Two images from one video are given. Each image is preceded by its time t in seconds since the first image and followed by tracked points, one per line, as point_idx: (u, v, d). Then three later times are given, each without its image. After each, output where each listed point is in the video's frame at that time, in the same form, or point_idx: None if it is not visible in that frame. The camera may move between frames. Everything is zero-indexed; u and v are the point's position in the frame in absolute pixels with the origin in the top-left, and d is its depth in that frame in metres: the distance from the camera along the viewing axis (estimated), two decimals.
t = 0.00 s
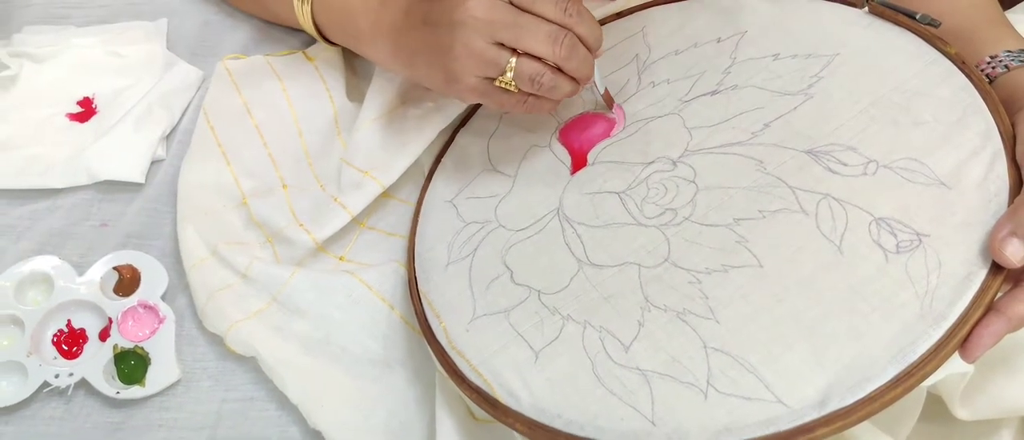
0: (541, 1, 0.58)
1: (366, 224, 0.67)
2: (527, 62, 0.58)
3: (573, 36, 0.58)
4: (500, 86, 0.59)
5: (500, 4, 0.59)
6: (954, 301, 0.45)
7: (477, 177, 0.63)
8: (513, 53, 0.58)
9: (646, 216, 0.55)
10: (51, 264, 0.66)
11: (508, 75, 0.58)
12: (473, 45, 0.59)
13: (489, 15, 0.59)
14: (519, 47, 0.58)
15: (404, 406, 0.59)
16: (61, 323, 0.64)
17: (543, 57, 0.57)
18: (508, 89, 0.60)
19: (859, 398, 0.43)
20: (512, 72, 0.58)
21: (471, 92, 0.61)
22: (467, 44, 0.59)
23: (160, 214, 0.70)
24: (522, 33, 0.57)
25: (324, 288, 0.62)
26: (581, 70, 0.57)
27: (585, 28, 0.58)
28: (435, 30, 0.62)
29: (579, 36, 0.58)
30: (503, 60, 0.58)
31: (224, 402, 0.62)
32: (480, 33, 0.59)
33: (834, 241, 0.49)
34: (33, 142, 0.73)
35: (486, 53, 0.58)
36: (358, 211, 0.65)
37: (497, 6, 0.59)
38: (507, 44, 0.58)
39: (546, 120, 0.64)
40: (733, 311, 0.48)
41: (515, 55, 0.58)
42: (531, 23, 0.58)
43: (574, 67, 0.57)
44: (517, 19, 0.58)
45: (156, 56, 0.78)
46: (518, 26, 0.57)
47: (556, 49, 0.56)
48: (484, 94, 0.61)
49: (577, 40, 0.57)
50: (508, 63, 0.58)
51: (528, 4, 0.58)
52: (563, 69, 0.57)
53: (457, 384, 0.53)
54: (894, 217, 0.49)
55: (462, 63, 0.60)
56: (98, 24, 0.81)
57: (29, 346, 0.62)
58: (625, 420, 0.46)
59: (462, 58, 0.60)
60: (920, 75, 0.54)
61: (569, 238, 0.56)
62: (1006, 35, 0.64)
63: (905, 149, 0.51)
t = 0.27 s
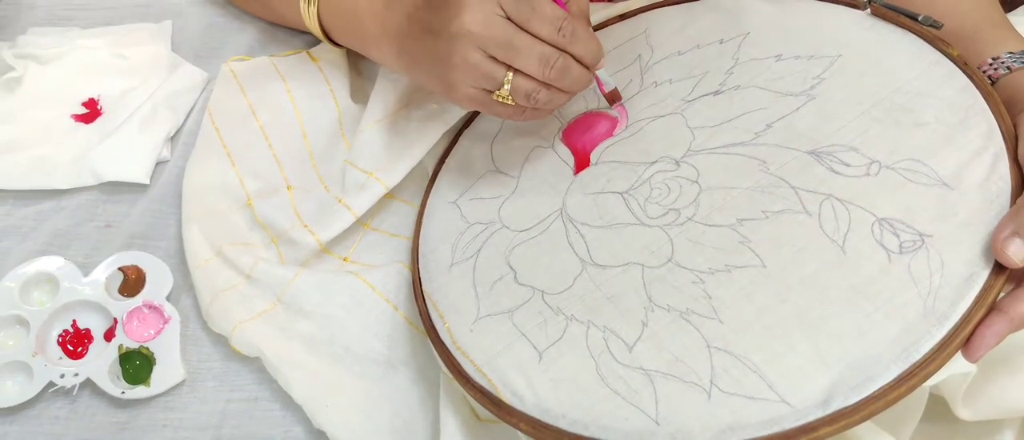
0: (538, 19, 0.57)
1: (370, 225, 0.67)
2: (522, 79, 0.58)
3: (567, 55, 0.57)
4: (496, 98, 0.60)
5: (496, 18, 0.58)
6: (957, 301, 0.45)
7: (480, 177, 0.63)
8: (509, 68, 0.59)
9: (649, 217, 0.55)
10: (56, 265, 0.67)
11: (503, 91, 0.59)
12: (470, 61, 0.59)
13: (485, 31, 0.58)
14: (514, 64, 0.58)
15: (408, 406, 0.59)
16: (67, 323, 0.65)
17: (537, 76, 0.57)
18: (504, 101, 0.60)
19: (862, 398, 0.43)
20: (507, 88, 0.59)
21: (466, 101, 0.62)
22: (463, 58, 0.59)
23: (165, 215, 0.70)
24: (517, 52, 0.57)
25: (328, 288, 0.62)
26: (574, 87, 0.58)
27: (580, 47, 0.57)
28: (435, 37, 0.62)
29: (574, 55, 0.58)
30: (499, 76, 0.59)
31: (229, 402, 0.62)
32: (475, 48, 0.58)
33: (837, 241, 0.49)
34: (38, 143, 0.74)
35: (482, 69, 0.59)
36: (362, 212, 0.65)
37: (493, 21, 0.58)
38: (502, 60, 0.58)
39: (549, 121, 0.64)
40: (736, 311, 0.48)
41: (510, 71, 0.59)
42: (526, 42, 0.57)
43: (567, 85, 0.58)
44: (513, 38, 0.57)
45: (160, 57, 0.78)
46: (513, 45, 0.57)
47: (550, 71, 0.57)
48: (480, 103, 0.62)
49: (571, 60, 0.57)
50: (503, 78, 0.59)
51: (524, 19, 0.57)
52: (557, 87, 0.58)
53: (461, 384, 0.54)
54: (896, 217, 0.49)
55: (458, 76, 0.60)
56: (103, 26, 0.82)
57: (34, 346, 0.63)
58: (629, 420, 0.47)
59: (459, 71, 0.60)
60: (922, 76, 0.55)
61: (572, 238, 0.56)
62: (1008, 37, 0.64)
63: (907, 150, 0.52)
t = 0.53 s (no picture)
0: (531, 28, 0.57)
1: (374, 223, 0.67)
2: (511, 86, 0.58)
3: (558, 65, 0.57)
4: (485, 104, 0.60)
5: (490, 24, 0.58)
6: (961, 299, 0.45)
7: (484, 176, 0.64)
8: (499, 75, 0.58)
9: (653, 215, 0.55)
10: (61, 262, 0.67)
11: (492, 97, 0.59)
12: (460, 66, 0.59)
13: (477, 37, 0.58)
14: (504, 71, 0.58)
15: (412, 404, 0.59)
16: (71, 321, 0.65)
17: (526, 83, 0.57)
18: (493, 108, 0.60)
19: (866, 395, 0.43)
20: (496, 94, 0.59)
21: (456, 106, 0.62)
22: (454, 62, 0.59)
23: (169, 213, 0.71)
24: (508, 59, 0.57)
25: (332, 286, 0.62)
26: (563, 97, 0.58)
27: (570, 58, 0.57)
28: (428, 42, 0.63)
29: (564, 65, 0.57)
30: (488, 82, 0.59)
31: (233, 399, 0.62)
32: (467, 53, 0.59)
33: (841, 239, 0.49)
34: (43, 140, 0.74)
35: (472, 74, 0.59)
36: (366, 211, 0.65)
37: (486, 27, 0.58)
38: (493, 66, 0.58)
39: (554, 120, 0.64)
40: (741, 309, 0.48)
41: (501, 78, 0.58)
42: (517, 50, 0.57)
43: (555, 95, 0.57)
44: (504, 44, 0.57)
45: (164, 55, 0.79)
46: (505, 53, 0.57)
47: (538, 80, 0.57)
48: (469, 109, 0.61)
49: (560, 70, 0.57)
50: (493, 85, 0.58)
51: (518, 27, 0.57)
52: (545, 95, 0.58)
53: (465, 381, 0.54)
54: (900, 215, 0.49)
55: (448, 81, 0.60)
56: (108, 24, 0.82)
57: (39, 344, 0.63)
58: (633, 417, 0.47)
59: (449, 74, 0.60)
60: (926, 75, 0.55)
61: (576, 236, 0.56)
62: (1011, 36, 0.65)
63: (910, 149, 0.52)
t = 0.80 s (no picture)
0: (492, 3, 0.57)
1: (371, 221, 0.68)
2: (479, 64, 0.59)
3: (523, 37, 0.58)
4: (457, 86, 0.61)
5: (453, 4, 0.59)
6: (951, 296, 0.46)
7: (481, 175, 0.64)
8: (466, 53, 0.59)
9: (647, 213, 0.55)
10: (61, 260, 0.67)
11: (462, 77, 0.60)
12: (429, 49, 0.60)
13: (440, 16, 0.58)
14: (469, 49, 0.58)
15: (410, 400, 0.60)
16: (71, 318, 0.65)
17: (493, 61, 0.58)
18: (465, 90, 0.61)
19: (857, 391, 0.44)
20: (465, 74, 0.59)
21: (430, 91, 0.63)
22: (422, 45, 0.60)
23: (169, 211, 0.71)
24: (470, 35, 0.58)
25: (330, 283, 0.62)
26: (533, 69, 0.59)
27: (534, 27, 0.58)
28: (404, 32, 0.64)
29: (529, 36, 0.58)
30: (456, 62, 0.59)
31: (232, 395, 0.62)
32: (433, 35, 0.59)
33: (833, 237, 0.49)
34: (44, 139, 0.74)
35: (440, 55, 0.60)
36: (364, 208, 0.66)
37: (450, 7, 0.58)
38: (459, 46, 0.59)
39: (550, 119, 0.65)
40: (734, 307, 0.49)
41: (468, 56, 0.59)
42: (480, 26, 0.57)
43: (525, 68, 0.58)
44: (466, 20, 0.58)
45: (164, 55, 0.79)
46: (468, 31, 0.58)
47: (504, 54, 0.57)
48: (443, 93, 0.62)
49: (525, 41, 0.58)
50: (461, 64, 0.59)
51: (479, 4, 0.58)
52: (515, 70, 0.59)
53: (461, 377, 0.54)
54: (891, 214, 0.49)
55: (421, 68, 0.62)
56: (108, 24, 0.82)
57: (39, 340, 0.63)
58: (627, 413, 0.47)
59: (421, 61, 0.61)
60: (918, 75, 0.55)
61: (571, 234, 0.57)
62: (1004, 36, 0.65)
63: (902, 148, 0.52)
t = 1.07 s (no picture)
0: (519, 26, 0.58)
1: (369, 218, 0.68)
2: (499, 83, 0.59)
3: (546, 64, 0.58)
4: (471, 102, 0.60)
5: (478, 22, 0.59)
6: (946, 291, 0.46)
7: (478, 171, 0.64)
8: (487, 72, 0.59)
9: (644, 209, 0.56)
10: (60, 256, 0.68)
11: (479, 94, 0.59)
12: (450, 64, 0.60)
13: (467, 34, 0.59)
14: (492, 68, 0.59)
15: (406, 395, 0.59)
16: (69, 313, 0.65)
17: (515, 81, 0.58)
18: (480, 106, 0.61)
19: (852, 385, 0.44)
20: (484, 91, 0.59)
21: (442, 104, 0.62)
22: (444, 60, 0.60)
23: (167, 207, 0.71)
24: (497, 57, 0.58)
25: (328, 280, 0.62)
26: (549, 95, 0.58)
27: (558, 57, 0.58)
28: (418, 41, 0.63)
29: (552, 64, 0.58)
30: (477, 79, 0.59)
31: (229, 391, 0.62)
32: (456, 51, 0.59)
33: (828, 233, 0.50)
34: (42, 136, 0.75)
35: (461, 71, 0.59)
36: (362, 205, 0.66)
37: (476, 26, 0.59)
38: (482, 64, 0.59)
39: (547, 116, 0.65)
40: (729, 302, 0.49)
41: (489, 75, 0.59)
42: (506, 47, 0.58)
43: (543, 93, 0.58)
44: (494, 42, 0.58)
45: (162, 51, 0.79)
46: (494, 49, 0.58)
47: (527, 77, 0.57)
48: (455, 107, 0.62)
49: (549, 69, 0.58)
50: (481, 82, 0.59)
51: (507, 26, 0.59)
52: (533, 93, 0.58)
53: (458, 372, 0.54)
54: (887, 209, 0.49)
55: (436, 81, 0.61)
56: (105, 21, 0.83)
57: (37, 336, 0.63)
58: (623, 407, 0.47)
59: (437, 73, 0.61)
60: (914, 71, 0.55)
61: (568, 230, 0.57)
62: (1000, 32, 0.65)
63: (898, 144, 0.52)
